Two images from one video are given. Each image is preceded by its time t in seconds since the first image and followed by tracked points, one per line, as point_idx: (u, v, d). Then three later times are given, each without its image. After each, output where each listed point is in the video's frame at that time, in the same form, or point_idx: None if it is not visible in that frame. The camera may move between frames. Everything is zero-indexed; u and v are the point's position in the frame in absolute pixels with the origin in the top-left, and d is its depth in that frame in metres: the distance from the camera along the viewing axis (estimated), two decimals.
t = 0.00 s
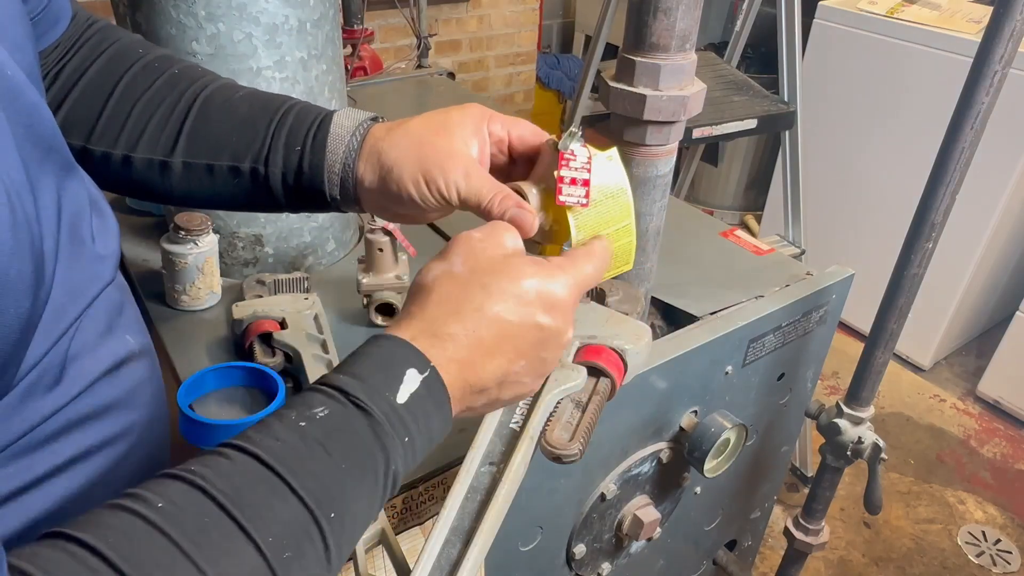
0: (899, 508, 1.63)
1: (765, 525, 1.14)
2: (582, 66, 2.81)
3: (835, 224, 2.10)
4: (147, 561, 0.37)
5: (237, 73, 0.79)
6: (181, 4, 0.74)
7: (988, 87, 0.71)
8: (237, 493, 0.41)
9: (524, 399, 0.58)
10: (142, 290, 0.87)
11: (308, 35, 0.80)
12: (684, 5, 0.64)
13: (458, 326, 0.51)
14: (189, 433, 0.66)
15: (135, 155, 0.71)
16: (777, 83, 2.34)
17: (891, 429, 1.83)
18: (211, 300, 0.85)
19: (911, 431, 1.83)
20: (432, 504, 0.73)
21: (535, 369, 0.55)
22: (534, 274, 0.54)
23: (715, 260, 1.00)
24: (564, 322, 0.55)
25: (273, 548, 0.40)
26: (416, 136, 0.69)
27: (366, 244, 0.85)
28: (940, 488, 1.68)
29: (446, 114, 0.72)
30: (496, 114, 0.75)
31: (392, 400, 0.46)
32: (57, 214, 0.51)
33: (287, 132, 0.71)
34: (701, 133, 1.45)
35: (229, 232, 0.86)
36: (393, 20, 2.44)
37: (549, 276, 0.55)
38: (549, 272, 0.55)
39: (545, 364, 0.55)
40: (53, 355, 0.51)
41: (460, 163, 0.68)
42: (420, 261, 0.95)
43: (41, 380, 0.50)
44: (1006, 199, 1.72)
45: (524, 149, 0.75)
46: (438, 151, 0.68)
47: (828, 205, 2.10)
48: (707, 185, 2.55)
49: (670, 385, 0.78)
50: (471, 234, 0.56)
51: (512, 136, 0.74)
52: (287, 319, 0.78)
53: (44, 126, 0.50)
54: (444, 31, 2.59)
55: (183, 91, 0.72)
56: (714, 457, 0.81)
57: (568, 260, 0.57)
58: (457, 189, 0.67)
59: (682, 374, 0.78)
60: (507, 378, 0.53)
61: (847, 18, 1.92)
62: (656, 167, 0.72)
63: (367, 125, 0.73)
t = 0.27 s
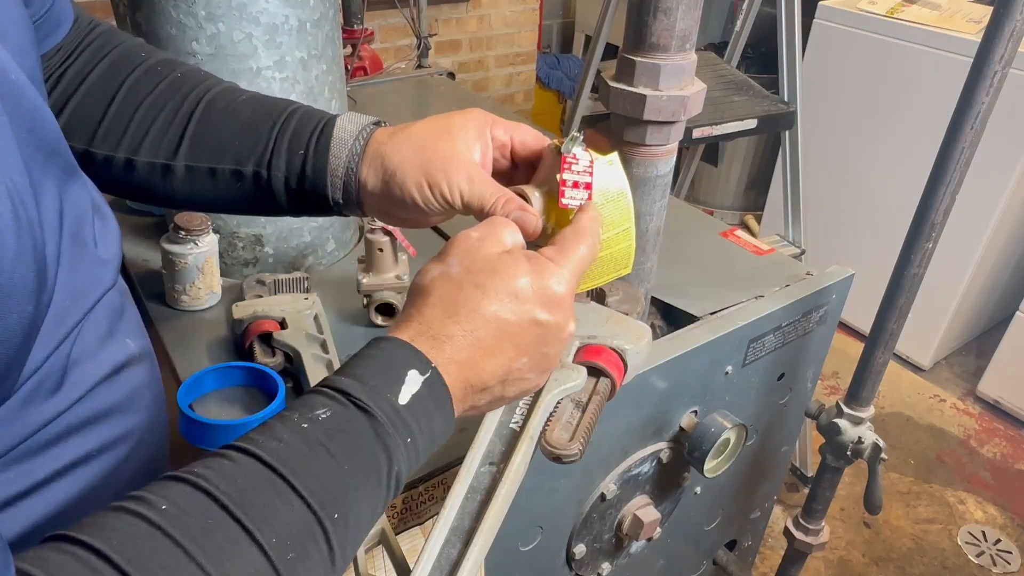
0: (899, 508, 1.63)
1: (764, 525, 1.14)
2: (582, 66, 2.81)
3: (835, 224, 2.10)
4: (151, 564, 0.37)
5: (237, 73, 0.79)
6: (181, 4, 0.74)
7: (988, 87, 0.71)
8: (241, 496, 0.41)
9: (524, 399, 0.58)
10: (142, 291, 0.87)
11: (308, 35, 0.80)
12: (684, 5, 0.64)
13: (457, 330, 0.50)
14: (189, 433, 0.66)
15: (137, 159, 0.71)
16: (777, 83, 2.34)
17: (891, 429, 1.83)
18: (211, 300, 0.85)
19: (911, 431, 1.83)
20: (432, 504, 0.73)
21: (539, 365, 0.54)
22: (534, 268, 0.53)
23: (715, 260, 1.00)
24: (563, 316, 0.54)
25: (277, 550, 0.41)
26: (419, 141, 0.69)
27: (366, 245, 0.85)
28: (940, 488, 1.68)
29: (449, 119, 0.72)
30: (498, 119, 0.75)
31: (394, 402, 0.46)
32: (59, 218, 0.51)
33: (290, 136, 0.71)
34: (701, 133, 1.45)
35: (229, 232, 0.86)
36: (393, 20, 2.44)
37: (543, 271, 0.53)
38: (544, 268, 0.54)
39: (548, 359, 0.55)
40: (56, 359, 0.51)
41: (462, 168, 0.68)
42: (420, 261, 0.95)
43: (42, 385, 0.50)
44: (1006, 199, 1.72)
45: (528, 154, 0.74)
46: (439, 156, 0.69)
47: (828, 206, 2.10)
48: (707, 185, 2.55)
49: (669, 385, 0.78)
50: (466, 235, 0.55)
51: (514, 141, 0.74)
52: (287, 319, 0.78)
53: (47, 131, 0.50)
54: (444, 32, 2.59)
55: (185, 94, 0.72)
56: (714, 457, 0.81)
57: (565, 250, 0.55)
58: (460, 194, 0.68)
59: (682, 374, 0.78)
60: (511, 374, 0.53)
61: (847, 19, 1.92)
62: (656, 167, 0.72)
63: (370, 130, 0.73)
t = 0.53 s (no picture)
0: (898, 508, 1.63)
1: (764, 525, 1.14)
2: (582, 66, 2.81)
3: (835, 224, 2.10)
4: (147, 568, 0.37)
5: (237, 73, 0.79)
6: (181, 4, 0.74)
7: (988, 87, 0.71)
8: (238, 498, 0.41)
9: (524, 400, 0.58)
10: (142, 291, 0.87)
11: (308, 35, 0.80)
12: (684, 5, 0.64)
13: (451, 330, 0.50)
14: (189, 434, 0.66)
15: (141, 161, 0.71)
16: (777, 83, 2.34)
17: (891, 429, 1.83)
18: (211, 300, 0.85)
19: (911, 431, 1.83)
20: (432, 504, 0.72)
21: (538, 363, 0.54)
22: (532, 267, 0.53)
23: (715, 260, 1.00)
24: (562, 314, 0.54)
25: (275, 553, 0.41)
26: (423, 144, 0.69)
27: (366, 244, 0.85)
28: (940, 488, 1.68)
29: (453, 121, 0.72)
30: (501, 122, 0.75)
31: (392, 402, 0.46)
32: (60, 220, 0.51)
33: (294, 138, 0.71)
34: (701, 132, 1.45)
35: (229, 232, 0.86)
36: (393, 19, 2.44)
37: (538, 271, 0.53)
38: (542, 266, 0.53)
39: (547, 356, 0.55)
40: (57, 360, 0.51)
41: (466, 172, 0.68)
42: (420, 261, 0.95)
43: (44, 384, 0.50)
44: (1006, 199, 1.72)
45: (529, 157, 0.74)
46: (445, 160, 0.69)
47: (828, 206, 2.10)
48: (707, 185, 2.55)
49: (670, 385, 0.78)
50: (461, 233, 0.55)
51: (517, 144, 0.74)
52: (287, 319, 0.78)
53: (48, 133, 0.50)
54: (444, 32, 2.59)
55: (189, 97, 0.72)
56: (714, 457, 0.81)
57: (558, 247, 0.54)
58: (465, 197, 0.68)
59: (682, 375, 0.78)
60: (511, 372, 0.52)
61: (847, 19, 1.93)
62: (656, 167, 0.72)
63: (374, 133, 0.73)
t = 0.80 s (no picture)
0: (898, 508, 1.63)
1: (764, 525, 1.14)
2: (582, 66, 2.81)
3: (835, 224, 2.10)
4: (133, 547, 0.37)
5: (237, 73, 0.79)
6: (181, 4, 0.74)
7: (988, 87, 0.71)
8: (220, 471, 0.40)
9: (524, 399, 0.59)
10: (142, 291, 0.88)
11: (308, 35, 0.80)
12: (684, 5, 0.64)
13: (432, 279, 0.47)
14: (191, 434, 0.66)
15: (147, 154, 0.71)
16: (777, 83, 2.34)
17: (891, 429, 1.83)
18: (211, 300, 0.85)
19: (911, 431, 1.83)
20: (432, 503, 0.72)
21: (536, 302, 0.51)
22: (514, 196, 0.48)
23: (715, 260, 1.00)
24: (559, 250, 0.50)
25: (263, 522, 0.40)
26: (428, 135, 0.69)
27: (366, 244, 0.85)
28: (940, 488, 1.68)
29: (457, 113, 0.71)
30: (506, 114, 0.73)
31: (376, 355, 0.45)
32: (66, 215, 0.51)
33: (299, 132, 0.71)
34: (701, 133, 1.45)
35: (229, 232, 0.86)
36: (393, 20, 2.44)
37: (527, 195, 0.48)
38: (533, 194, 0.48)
39: (548, 292, 0.51)
40: (62, 352, 0.52)
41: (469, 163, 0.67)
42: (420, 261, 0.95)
43: (50, 376, 0.51)
44: (1006, 199, 1.72)
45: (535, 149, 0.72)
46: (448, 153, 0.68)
47: (828, 206, 2.10)
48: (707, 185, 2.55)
49: (670, 385, 0.78)
50: (445, 166, 0.50)
51: (521, 136, 0.71)
52: (287, 318, 0.78)
53: (55, 124, 0.50)
54: (444, 32, 2.59)
55: (195, 91, 0.72)
56: (714, 457, 0.81)
57: (560, 176, 0.51)
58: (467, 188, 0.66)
59: (682, 375, 0.78)
60: (505, 314, 0.50)
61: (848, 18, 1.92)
62: (656, 167, 0.72)
63: (379, 124, 0.73)
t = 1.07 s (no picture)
0: (899, 508, 1.63)
1: (764, 525, 1.14)
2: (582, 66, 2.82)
3: (835, 224, 2.10)
4: (131, 540, 0.37)
5: (237, 73, 0.79)
6: (181, 4, 0.74)
7: (988, 87, 0.71)
8: (218, 464, 0.40)
9: (524, 399, 0.59)
10: (142, 290, 0.87)
11: (308, 35, 0.80)
12: (684, 5, 0.64)
13: (423, 273, 0.47)
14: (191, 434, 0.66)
15: (150, 156, 0.71)
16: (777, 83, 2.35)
17: (891, 429, 1.83)
18: (211, 300, 0.85)
19: (911, 431, 1.83)
20: (432, 503, 0.72)
21: (530, 305, 0.51)
22: (512, 205, 0.49)
23: (715, 259, 1.00)
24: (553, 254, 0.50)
25: (259, 517, 0.40)
26: (429, 136, 0.69)
27: (366, 245, 0.85)
28: (940, 488, 1.68)
29: (458, 114, 0.72)
30: (507, 117, 0.74)
31: (372, 356, 0.44)
32: (66, 214, 0.51)
33: (302, 133, 0.71)
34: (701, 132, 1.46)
35: (229, 232, 0.86)
36: (393, 20, 2.44)
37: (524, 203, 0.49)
38: (529, 203, 0.49)
39: (542, 296, 0.51)
40: (61, 353, 0.52)
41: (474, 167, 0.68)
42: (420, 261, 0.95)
43: (48, 376, 0.51)
44: (1006, 199, 1.72)
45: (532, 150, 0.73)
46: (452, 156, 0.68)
47: (828, 205, 2.10)
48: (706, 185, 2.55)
49: (670, 385, 0.78)
50: (438, 180, 0.51)
51: (522, 138, 0.72)
52: (287, 319, 0.78)
53: (56, 126, 0.50)
54: (444, 32, 2.59)
55: (198, 92, 0.72)
56: (714, 457, 0.81)
57: (552, 185, 0.52)
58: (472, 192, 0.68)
59: (682, 375, 0.78)
60: (499, 314, 0.49)
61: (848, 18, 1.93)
62: (656, 167, 0.72)
63: (380, 126, 0.72)
